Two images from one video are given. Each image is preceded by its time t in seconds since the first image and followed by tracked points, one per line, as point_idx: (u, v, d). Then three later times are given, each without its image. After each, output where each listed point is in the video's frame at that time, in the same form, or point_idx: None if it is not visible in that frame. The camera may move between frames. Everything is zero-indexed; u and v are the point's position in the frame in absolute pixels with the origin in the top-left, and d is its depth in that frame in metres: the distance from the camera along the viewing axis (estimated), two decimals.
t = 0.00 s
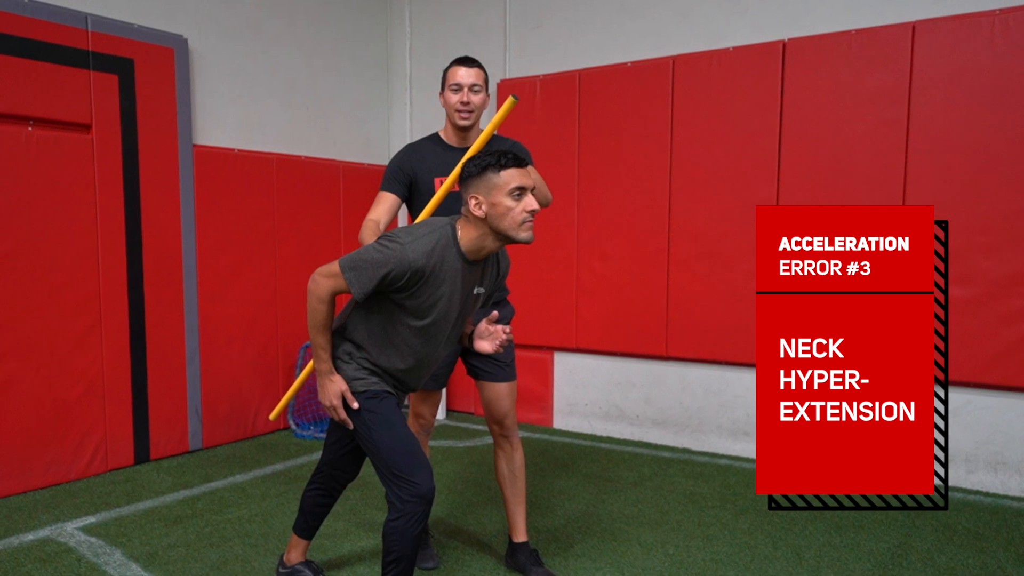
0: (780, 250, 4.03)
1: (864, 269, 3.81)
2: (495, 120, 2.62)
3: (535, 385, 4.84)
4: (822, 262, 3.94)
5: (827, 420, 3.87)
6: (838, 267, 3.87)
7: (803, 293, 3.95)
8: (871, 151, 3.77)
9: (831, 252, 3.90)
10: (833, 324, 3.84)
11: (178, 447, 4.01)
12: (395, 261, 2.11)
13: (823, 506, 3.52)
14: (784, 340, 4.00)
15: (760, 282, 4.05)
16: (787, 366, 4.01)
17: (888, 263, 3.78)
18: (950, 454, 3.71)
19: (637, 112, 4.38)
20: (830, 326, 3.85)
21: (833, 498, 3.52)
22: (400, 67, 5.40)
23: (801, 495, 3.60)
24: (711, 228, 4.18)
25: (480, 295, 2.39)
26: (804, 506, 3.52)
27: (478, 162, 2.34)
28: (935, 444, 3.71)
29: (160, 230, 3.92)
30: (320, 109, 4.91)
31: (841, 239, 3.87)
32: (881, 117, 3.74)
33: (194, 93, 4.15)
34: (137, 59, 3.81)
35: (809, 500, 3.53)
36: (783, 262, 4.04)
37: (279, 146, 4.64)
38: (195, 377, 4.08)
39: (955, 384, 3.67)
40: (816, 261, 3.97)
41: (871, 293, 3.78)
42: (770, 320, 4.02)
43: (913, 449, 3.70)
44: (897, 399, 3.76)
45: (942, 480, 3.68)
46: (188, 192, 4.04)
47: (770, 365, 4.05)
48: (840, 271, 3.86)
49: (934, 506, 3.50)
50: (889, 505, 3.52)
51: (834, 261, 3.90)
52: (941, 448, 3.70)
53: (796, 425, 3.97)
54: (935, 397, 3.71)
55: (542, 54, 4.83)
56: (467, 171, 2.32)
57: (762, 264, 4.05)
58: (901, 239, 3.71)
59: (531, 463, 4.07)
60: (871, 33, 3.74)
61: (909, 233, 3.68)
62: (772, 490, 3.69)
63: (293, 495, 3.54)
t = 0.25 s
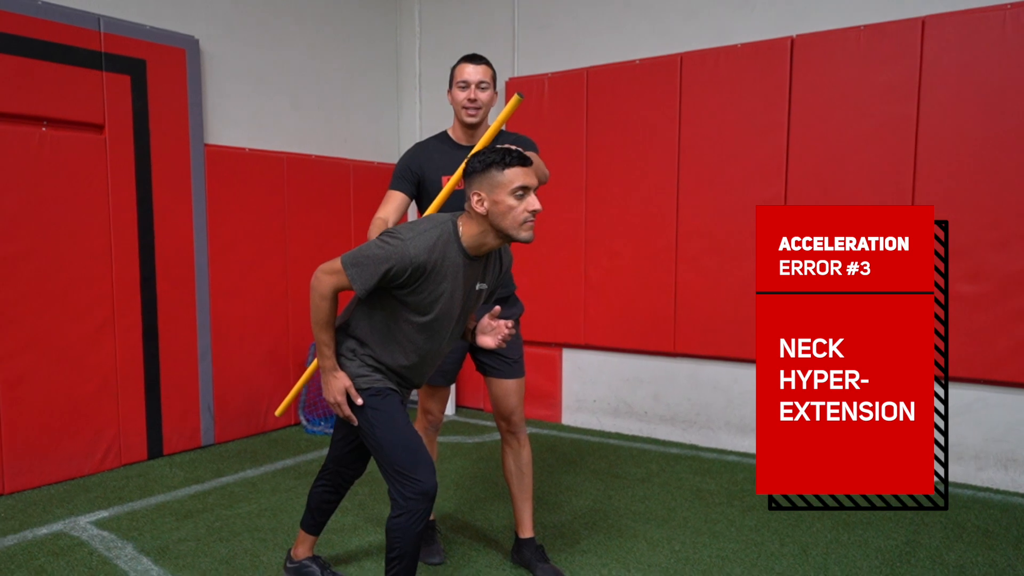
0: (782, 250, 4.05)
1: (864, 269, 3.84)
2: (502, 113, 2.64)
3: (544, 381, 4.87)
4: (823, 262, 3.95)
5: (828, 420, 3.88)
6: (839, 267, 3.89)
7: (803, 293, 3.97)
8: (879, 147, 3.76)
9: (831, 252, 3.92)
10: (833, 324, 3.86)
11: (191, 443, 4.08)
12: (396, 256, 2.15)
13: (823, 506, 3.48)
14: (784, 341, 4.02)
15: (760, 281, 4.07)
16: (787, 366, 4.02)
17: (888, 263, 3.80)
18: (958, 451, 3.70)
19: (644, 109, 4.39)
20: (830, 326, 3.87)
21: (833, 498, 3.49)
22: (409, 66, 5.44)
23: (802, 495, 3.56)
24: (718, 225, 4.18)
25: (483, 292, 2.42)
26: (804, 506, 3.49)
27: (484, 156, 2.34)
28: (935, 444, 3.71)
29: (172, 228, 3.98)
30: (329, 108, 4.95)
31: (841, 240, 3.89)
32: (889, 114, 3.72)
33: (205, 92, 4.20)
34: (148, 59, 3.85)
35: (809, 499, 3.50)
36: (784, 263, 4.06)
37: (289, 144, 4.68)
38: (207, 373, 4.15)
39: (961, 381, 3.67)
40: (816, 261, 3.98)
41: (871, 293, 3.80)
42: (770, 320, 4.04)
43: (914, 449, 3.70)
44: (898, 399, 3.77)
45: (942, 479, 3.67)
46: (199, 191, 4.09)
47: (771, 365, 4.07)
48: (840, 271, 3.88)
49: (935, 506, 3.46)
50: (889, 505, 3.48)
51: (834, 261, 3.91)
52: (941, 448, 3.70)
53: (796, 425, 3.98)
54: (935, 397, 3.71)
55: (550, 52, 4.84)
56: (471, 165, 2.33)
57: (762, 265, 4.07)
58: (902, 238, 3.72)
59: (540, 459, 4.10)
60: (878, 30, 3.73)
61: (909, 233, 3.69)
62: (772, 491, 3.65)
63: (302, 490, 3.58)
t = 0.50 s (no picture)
0: (781, 250, 4.06)
1: (864, 269, 3.84)
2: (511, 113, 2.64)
3: (552, 378, 4.89)
4: (822, 262, 3.97)
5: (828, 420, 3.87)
6: (838, 267, 3.90)
7: (803, 293, 3.98)
8: (887, 145, 3.74)
9: (831, 252, 3.93)
10: (833, 325, 3.87)
11: (201, 440, 4.14)
12: (396, 254, 2.18)
13: (823, 507, 3.46)
14: (784, 340, 4.03)
15: (760, 281, 4.09)
16: (787, 366, 4.04)
17: (888, 263, 3.80)
18: (966, 449, 3.69)
19: (652, 107, 4.39)
20: (830, 327, 3.88)
21: (833, 498, 3.47)
22: (418, 65, 5.46)
23: (802, 495, 3.55)
24: (725, 223, 4.19)
25: (485, 290, 2.44)
26: (804, 506, 3.46)
27: (500, 151, 2.28)
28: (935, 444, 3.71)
29: (183, 227, 4.02)
30: (338, 107, 4.98)
31: (841, 240, 3.90)
32: (897, 111, 3.71)
33: (215, 91, 4.23)
34: (158, 59, 3.89)
35: (809, 500, 3.48)
36: (783, 262, 4.08)
37: (299, 143, 4.72)
38: (217, 370, 4.21)
39: (967, 379, 3.66)
40: (816, 261, 4.00)
41: (871, 293, 3.81)
42: (770, 320, 4.06)
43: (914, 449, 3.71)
44: (897, 399, 3.78)
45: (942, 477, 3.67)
46: (209, 190, 4.13)
47: (771, 365, 4.09)
48: (840, 271, 3.89)
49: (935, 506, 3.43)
50: (889, 505, 3.46)
51: (834, 261, 3.92)
52: (941, 448, 3.70)
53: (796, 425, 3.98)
54: (935, 397, 3.72)
55: (558, 50, 4.85)
56: (486, 156, 2.27)
57: (762, 265, 4.09)
58: (901, 239, 3.73)
59: (547, 455, 4.13)
60: (886, 27, 3.71)
61: (909, 233, 3.70)
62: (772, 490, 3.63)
63: (310, 486, 3.62)
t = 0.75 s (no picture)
0: (781, 249, 4.06)
1: (864, 269, 3.83)
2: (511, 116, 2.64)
3: (560, 377, 4.89)
4: (822, 261, 3.95)
5: (827, 420, 3.87)
6: (838, 267, 3.88)
7: (803, 293, 3.97)
8: (895, 142, 3.71)
9: (831, 252, 3.91)
10: (833, 325, 3.86)
11: (209, 438, 4.17)
12: (398, 254, 2.18)
13: (823, 507, 3.43)
14: (784, 340, 4.03)
15: (760, 281, 4.09)
16: (787, 366, 4.04)
17: (888, 263, 3.79)
18: (972, 447, 3.66)
19: (659, 106, 4.37)
20: (830, 326, 3.86)
21: (833, 498, 3.44)
22: (427, 65, 5.47)
23: (801, 495, 3.51)
24: (732, 221, 4.17)
25: (488, 289, 2.43)
26: (804, 506, 3.43)
27: (521, 157, 2.20)
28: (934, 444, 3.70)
29: (191, 227, 4.04)
30: (347, 107, 4.99)
31: (841, 239, 3.88)
32: (905, 107, 3.67)
33: (223, 90, 4.24)
34: (166, 59, 3.90)
35: (809, 499, 3.45)
36: (783, 262, 4.07)
37: (307, 142, 4.73)
38: (225, 369, 4.24)
39: (973, 377, 3.63)
40: (816, 261, 3.98)
41: (871, 293, 3.80)
42: (770, 320, 4.05)
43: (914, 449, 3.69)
44: (897, 399, 3.77)
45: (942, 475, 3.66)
46: (217, 189, 4.15)
47: (770, 365, 4.10)
48: (840, 271, 3.88)
49: (934, 506, 3.40)
50: (889, 505, 3.43)
51: (834, 261, 3.91)
52: (941, 448, 3.69)
53: (796, 425, 3.97)
54: (935, 397, 3.71)
55: (566, 49, 4.84)
56: (506, 158, 2.20)
57: (761, 264, 4.08)
58: (901, 239, 3.72)
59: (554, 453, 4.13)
60: (895, 24, 3.68)
61: (909, 233, 3.69)
62: (772, 490, 3.60)
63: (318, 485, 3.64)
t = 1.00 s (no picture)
0: (781, 249, 4.07)
1: (864, 269, 3.82)
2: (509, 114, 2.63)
3: (569, 375, 4.89)
4: (822, 262, 3.95)
5: (827, 420, 3.87)
6: (838, 267, 3.88)
7: (803, 293, 3.97)
8: (905, 140, 3.67)
9: (831, 252, 3.91)
10: (833, 325, 3.87)
11: (218, 436, 4.20)
12: (397, 255, 2.20)
13: (823, 507, 3.42)
14: (784, 340, 4.03)
15: (760, 281, 4.09)
16: (787, 366, 4.04)
17: (888, 263, 3.78)
18: (981, 447, 3.63)
19: (667, 105, 4.35)
20: (830, 326, 3.87)
21: (833, 498, 3.43)
22: (437, 65, 5.47)
23: (802, 495, 3.51)
24: (741, 219, 4.15)
25: (488, 288, 2.44)
26: (805, 506, 3.42)
27: (527, 164, 2.18)
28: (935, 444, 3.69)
29: (200, 226, 4.07)
30: (357, 106, 5.01)
31: (840, 240, 3.89)
32: (916, 106, 3.64)
33: (233, 90, 4.27)
34: (176, 59, 3.93)
35: (809, 499, 3.44)
36: (783, 262, 4.08)
37: (317, 142, 4.75)
38: (235, 368, 4.27)
39: (983, 377, 3.60)
40: (816, 261, 3.98)
41: (871, 293, 3.80)
42: (770, 320, 4.06)
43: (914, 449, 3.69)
44: (897, 399, 3.77)
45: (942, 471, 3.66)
46: (227, 189, 4.18)
47: (771, 365, 4.10)
48: (840, 271, 3.88)
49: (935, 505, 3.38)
50: (889, 505, 3.42)
51: (834, 261, 3.91)
52: (941, 448, 3.68)
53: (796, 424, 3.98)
54: (935, 397, 3.70)
55: (574, 48, 4.83)
56: (513, 163, 2.18)
57: (762, 264, 4.09)
58: (901, 239, 3.72)
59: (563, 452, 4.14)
60: (906, 22, 3.64)
61: (909, 233, 3.69)
62: (772, 491, 3.58)
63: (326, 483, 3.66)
